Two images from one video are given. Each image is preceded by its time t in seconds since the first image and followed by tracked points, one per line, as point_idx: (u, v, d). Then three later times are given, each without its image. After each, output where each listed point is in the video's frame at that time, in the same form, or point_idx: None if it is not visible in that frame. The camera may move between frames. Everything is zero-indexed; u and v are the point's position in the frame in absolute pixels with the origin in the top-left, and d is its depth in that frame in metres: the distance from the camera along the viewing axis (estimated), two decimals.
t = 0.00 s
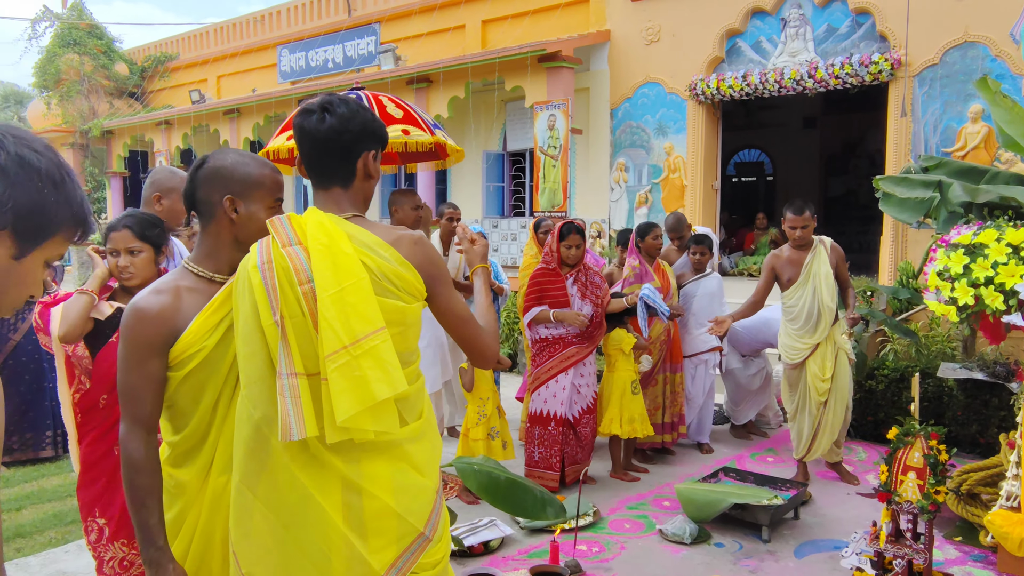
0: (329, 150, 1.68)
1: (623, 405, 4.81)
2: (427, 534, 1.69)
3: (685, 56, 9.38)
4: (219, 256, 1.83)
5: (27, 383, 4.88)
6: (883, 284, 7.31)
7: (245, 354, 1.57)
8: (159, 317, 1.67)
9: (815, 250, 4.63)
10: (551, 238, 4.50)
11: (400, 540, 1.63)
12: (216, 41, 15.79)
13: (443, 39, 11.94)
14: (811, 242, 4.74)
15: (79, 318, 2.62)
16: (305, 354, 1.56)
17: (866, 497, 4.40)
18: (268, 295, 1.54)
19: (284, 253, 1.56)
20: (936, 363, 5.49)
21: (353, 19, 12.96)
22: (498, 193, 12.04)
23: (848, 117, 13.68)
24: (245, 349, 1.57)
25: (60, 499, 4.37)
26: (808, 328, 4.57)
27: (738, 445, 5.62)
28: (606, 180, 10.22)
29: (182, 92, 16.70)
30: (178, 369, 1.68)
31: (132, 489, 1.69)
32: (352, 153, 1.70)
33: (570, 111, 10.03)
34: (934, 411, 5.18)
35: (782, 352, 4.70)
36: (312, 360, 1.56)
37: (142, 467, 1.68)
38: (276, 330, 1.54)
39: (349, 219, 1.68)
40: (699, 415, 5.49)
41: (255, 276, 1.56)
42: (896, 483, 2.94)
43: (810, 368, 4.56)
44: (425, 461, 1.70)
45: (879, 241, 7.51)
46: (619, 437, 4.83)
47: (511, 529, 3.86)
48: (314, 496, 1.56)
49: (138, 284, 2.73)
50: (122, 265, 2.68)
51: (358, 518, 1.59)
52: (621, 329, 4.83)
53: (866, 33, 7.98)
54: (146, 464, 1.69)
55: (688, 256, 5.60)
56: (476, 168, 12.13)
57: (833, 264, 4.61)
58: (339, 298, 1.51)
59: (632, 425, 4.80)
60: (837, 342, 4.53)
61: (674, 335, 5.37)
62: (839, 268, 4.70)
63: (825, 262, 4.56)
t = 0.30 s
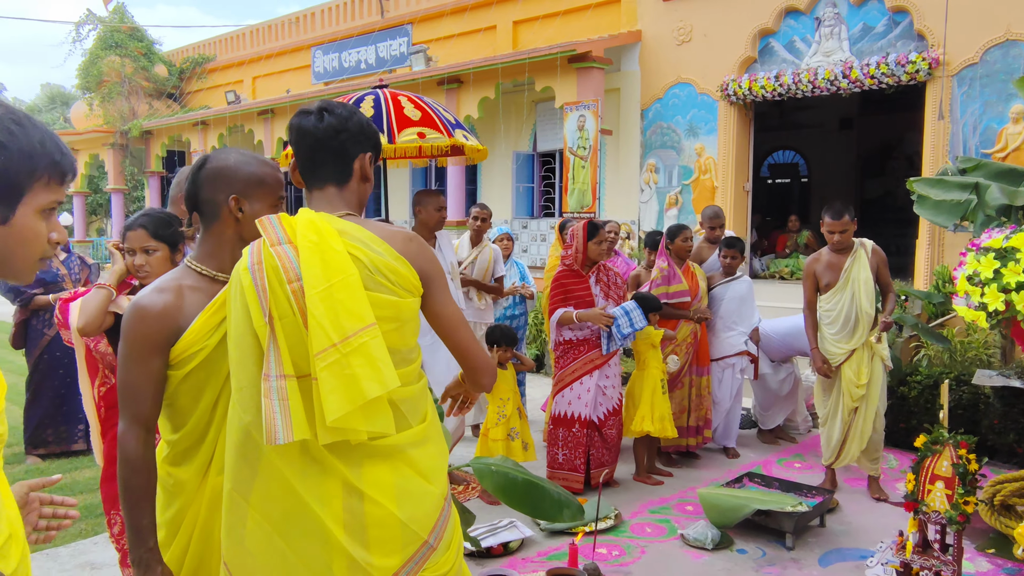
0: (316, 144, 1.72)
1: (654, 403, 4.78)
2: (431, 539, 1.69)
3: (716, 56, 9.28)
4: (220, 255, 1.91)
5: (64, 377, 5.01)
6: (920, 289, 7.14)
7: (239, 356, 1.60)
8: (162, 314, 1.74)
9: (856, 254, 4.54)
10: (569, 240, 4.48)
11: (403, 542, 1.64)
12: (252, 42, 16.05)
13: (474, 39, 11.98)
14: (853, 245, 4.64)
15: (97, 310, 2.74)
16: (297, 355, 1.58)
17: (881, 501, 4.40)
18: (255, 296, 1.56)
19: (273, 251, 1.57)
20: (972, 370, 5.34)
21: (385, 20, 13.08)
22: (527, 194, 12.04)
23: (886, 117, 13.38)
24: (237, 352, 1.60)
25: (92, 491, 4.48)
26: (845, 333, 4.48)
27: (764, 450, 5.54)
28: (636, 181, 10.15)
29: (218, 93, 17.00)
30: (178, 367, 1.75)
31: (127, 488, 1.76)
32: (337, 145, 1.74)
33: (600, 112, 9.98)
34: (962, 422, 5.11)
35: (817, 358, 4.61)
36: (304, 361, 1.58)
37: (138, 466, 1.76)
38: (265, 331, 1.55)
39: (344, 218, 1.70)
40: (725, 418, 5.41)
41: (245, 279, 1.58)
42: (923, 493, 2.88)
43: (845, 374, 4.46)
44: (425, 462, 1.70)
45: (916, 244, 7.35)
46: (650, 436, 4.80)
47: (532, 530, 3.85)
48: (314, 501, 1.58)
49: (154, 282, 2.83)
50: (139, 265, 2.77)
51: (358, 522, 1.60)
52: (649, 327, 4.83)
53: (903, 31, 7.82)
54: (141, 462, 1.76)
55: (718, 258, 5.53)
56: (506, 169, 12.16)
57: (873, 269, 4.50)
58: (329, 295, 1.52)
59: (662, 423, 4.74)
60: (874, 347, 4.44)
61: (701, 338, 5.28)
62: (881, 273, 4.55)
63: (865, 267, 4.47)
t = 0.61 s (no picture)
0: (380, 148, 1.78)
1: (686, 400, 4.74)
2: (458, 553, 1.68)
3: (748, 53, 9.15)
4: (222, 252, 1.97)
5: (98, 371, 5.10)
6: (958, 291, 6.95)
7: (285, 347, 1.58)
8: (164, 312, 1.84)
9: (908, 255, 4.35)
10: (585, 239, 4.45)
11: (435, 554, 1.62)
12: (286, 42, 16.27)
13: (504, 38, 11.98)
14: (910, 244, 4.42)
15: (110, 304, 2.88)
16: (351, 353, 1.58)
17: (912, 509, 4.26)
18: (318, 289, 1.55)
19: (344, 242, 1.58)
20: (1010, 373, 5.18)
21: (416, 19, 13.16)
22: (556, 193, 12.00)
23: (925, 115, 13.05)
24: (290, 345, 1.57)
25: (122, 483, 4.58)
26: (884, 335, 4.38)
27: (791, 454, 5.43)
28: (666, 180, 10.06)
29: (252, 93, 17.25)
30: (180, 364, 1.87)
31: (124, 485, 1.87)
32: (392, 154, 1.82)
33: (630, 110, 9.90)
34: (994, 429, 5.01)
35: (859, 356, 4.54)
36: (360, 361, 1.59)
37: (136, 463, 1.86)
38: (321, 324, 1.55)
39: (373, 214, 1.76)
40: (753, 419, 5.31)
41: (308, 268, 1.56)
42: (952, 500, 2.81)
43: (879, 377, 4.36)
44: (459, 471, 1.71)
45: (953, 245, 7.17)
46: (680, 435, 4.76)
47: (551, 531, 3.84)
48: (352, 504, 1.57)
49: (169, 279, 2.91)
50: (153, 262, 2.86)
51: (394, 530, 1.59)
52: (676, 325, 4.79)
53: (942, 26, 7.64)
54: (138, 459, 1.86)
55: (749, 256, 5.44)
56: (535, 167, 12.14)
57: (924, 273, 4.30)
58: (401, 295, 1.53)
59: (695, 421, 4.73)
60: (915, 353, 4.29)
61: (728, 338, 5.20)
62: (935, 277, 4.29)
63: (914, 272, 4.29)
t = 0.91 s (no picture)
0: (463, 168, 1.67)
1: (703, 400, 4.69)
2: None
3: (772, 49, 9.03)
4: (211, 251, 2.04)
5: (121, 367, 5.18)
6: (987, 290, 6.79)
7: (402, 373, 1.37)
8: (155, 306, 1.92)
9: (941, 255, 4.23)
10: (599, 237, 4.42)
11: None
12: (310, 41, 16.39)
13: (525, 35, 11.96)
14: (944, 244, 4.29)
15: (115, 301, 2.92)
16: (473, 376, 1.48)
17: (934, 512, 4.17)
18: (438, 302, 1.41)
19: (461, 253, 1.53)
20: None
21: (438, 17, 13.18)
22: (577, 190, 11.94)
23: (956, 110, 12.78)
24: (407, 369, 1.38)
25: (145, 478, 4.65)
26: (905, 335, 4.31)
27: (813, 455, 5.35)
28: (688, 178, 9.97)
29: (276, 92, 17.42)
30: (174, 358, 1.93)
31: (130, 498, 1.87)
32: (469, 179, 1.71)
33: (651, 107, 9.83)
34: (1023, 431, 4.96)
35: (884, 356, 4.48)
36: (480, 383, 1.50)
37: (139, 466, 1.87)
38: (442, 343, 1.40)
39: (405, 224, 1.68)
40: (773, 419, 5.23)
41: (422, 279, 1.41)
42: (974, 504, 2.75)
43: (899, 376, 4.30)
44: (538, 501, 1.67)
45: (983, 242, 7.01)
46: (699, 433, 4.74)
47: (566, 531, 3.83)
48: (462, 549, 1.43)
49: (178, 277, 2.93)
50: (161, 260, 2.90)
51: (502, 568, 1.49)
52: (695, 323, 4.73)
53: (970, 19, 7.48)
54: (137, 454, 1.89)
55: (773, 254, 5.36)
56: (557, 165, 12.10)
57: (952, 273, 4.17)
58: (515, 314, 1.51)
59: (712, 421, 4.67)
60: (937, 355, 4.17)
61: (748, 337, 5.13)
62: (968, 281, 4.11)
63: (940, 272, 4.20)
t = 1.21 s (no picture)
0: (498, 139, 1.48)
1: (709, 403, 4.66)
2: None
3: (783, 48, 8.97)
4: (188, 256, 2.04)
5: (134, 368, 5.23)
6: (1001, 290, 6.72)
7: (512, 385, 1.19)
8: (141, 307, 2.00)
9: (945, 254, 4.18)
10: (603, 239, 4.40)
11: None
12: (321, 44, 16.48)
13: (535, 37, 11.96)
14: (949, 243, 4.24)
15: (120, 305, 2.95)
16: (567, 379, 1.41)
17: (946, 515, 4.13)
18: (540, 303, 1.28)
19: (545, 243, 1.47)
20: None
21: (448, 20, 13.21)
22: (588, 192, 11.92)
23: (971, 108, 12.64)
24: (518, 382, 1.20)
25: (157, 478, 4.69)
26: (910, 336, 4.27)
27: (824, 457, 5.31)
28: (698, 178, 9.93)
29: (289, 95, 17.53)
30: (159, 359, 1.97)
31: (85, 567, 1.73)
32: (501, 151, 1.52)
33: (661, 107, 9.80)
34: None
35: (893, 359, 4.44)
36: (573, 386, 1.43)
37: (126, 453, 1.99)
38: (548, 347, 1.28)
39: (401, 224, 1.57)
40: (782, 420, 5.18)
41: (525, 272, 1.28)
42: (983, 508, 2.72)
43: (905, 377, 4.25)
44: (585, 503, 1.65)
45: (998, 243, 6.92)
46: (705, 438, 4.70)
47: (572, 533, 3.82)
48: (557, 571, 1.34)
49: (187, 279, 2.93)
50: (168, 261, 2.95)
51: None
52: (704, 327, 4.71)
53: (983, 17, 7.41)
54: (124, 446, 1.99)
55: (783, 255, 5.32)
56: (567, 167, 12.10)
57: (956, 272, 4.13)
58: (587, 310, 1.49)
59: (719, 425, 4.62)
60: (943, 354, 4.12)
61: (756, 338, 5.08)
62: (973, 280, 4.06)
63: (943, 272, 4.16)
